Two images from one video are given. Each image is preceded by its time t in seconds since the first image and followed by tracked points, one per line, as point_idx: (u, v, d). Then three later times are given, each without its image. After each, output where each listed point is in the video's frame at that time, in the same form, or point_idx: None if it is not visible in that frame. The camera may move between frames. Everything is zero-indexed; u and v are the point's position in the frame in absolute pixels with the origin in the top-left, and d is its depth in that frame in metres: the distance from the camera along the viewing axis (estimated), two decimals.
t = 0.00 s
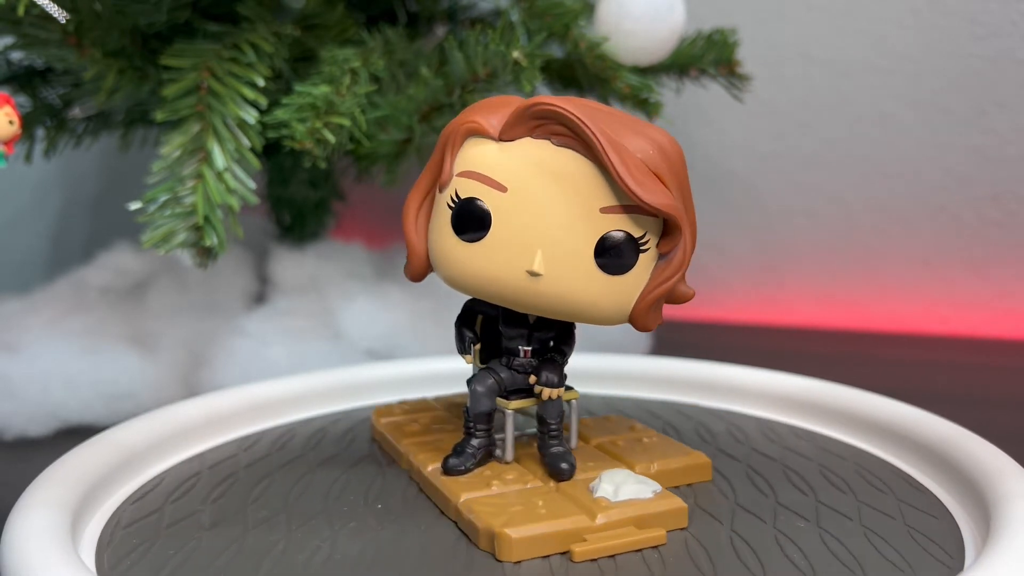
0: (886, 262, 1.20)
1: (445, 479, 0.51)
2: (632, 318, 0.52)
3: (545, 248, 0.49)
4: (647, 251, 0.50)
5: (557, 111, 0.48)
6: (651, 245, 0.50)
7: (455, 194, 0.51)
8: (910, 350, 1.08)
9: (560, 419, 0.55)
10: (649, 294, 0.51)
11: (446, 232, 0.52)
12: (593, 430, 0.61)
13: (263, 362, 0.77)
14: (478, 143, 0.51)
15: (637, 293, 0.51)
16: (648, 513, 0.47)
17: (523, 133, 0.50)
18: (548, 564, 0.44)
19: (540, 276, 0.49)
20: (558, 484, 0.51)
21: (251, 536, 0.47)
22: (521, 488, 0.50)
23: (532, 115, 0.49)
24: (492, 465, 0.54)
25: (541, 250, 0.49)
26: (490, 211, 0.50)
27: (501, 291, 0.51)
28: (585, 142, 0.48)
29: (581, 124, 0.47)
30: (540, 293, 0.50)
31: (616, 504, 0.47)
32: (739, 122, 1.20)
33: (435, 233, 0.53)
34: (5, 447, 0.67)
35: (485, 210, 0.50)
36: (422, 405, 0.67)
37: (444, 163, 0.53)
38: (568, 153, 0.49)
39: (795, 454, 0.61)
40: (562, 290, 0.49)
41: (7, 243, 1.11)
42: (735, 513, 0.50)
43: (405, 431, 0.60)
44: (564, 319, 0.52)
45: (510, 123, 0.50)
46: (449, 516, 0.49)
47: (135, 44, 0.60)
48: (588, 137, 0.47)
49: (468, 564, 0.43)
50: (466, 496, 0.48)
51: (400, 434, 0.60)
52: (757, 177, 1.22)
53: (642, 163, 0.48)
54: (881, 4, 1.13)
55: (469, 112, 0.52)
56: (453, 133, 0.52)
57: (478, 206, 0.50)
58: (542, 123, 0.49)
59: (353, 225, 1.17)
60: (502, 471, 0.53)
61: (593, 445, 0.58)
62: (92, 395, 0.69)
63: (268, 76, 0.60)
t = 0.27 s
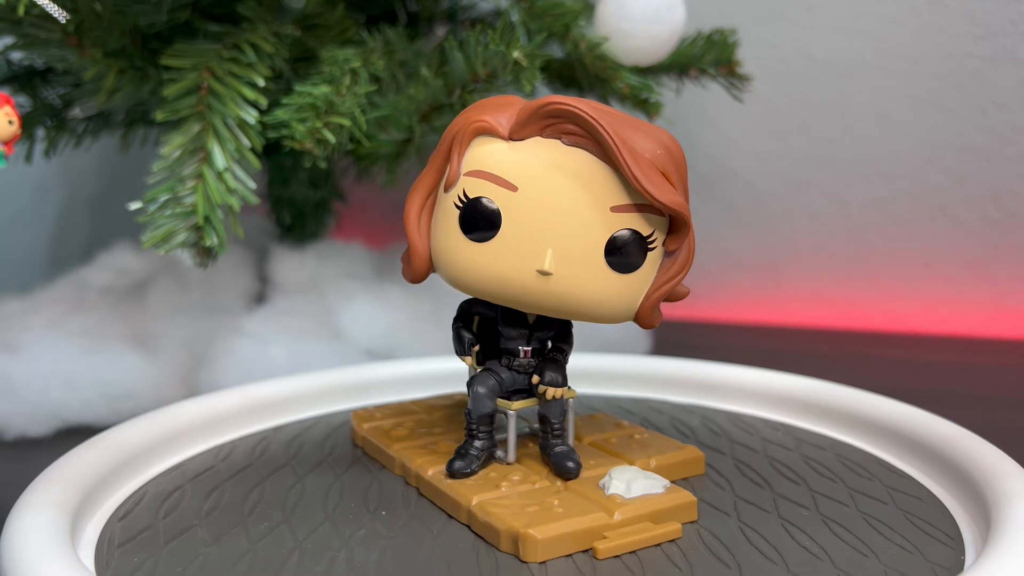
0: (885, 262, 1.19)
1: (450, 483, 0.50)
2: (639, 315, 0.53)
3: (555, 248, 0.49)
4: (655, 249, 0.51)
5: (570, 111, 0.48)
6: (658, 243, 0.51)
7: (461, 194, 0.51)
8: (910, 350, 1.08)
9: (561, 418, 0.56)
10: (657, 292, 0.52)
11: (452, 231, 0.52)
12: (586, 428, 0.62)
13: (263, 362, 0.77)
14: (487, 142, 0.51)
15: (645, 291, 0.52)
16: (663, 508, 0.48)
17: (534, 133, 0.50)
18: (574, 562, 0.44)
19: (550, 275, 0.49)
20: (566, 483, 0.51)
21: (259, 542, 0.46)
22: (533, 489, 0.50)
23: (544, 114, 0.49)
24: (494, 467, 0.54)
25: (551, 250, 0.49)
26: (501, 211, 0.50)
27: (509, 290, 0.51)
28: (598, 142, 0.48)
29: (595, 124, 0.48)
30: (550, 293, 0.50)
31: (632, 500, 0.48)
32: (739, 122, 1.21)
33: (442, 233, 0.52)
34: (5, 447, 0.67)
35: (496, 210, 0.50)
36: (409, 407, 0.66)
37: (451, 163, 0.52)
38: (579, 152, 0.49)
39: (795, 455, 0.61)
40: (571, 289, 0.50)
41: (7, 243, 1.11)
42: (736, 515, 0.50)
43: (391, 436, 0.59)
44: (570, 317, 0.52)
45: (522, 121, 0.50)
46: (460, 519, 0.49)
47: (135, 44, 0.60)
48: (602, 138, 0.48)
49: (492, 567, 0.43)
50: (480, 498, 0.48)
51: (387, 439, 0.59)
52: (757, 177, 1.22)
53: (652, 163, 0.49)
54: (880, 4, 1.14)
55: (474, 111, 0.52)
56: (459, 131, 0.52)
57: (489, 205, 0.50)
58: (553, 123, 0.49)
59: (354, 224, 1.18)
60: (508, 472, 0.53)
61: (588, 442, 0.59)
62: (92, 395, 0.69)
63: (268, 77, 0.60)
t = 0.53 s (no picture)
0: (885, 262, 1.19)
1: (453, 486, 0.50)
2: (640, 313, 0.53)
3: (558, 249, 0.49)
4: (657, 249, 0.51)
5: (575, 111, 0.48)
6: (661, 241, 0.51)
7: (462, 194, 0.51)
8: (910, 350, 1.08)
9: (562, 417, 0.56)
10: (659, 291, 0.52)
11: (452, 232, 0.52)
12: (583, 427, 0.62)
13: (263, 362, 0.77)
14: (490, 142, 0.51)
15: (647, 290, 0.52)
16: (668, 506, 0.48)
17: (537, 133, 0.50)
18: (583, 561, 0.44)
19: (553, 275, 0.49)
20: (569, 483, 0.51)
21: (262, 544, 0.46)
22: (537, 490, 0.50)
23: (547, 114, 0.49)
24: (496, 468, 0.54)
25: (555, 250, 0.49)
26: (504, 211, 0.50)
27: (511, 290, 0.51)
28: (603, 142, 0.48)
29: (600, 124, 0.48)
30: (553, 292, 0.50)
31: (638, 499, 0.48)
32: (739, 122, 1.21)
33: (445, 233, 0.52)
34: (5, 447, 0.67)
35: (500, 210, 0.50)
36: (406, 409, 0.66)
37: (452, 163, 0.51)
38: (582, 152, 0.49)
39: (795, 455, 0.61)
40: (574, 289, 0.50)
41: (7, 243, 1.11)
42: (735, 514, 0.50)
43: (388, 438, 0.59)
44: (571, 317, 0.52)
45: (526, 121, 0.50)
46: (466, 521, 0.48)
47: (135, 44, 0.60)
48: (607, 137, 0.48)
49: (501, 568, 0.43)
50: (486, 499, 0.48)
51: (383, 441, 0.59)
52: (756, 177, 1.22)
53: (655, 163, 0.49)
54: (880, 4, 1.14)
55: (476, 110, 0.52)
56: (460, 130, 0.51)
57: (492, 205, 0.50)
58: (557, 123, 0.49)
59: (354, 224, 1.17)
60: (510, 472, 0.53)
61: (587, 442, 0.59)
62: (92, 395, 0.69)
63: (268, 76, 0.60)
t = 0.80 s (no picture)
0: (885, 262, 1.19)
1: (453, 486, 0.50)
2: (641, 314, 0.53)
3: (558, 249, 0.49)
4: (657, 249, 0.51)
5: (576, 111, 0.48)
6: (661, 242, 0.51)
7: (462, 194, 0.51)
8: (910, 350, 1.08)
9: (562, 418, 0.56)
10: (659, 292, 0.52)
11: (452, 231, 0.52)
12: (583, 428, 0.63)
13: (263, 362, 0.77)
14: (491, 142, 0.51)
15: (648, 290, 0.52)
16: (668, 506, 0.48)
17: (538, 133, 0.50)
18: (583, 561, 0.44)
19: (553, 276, 0.49)
20: (569, 483, 0.51)
21: (262, 544, 0.46)
22: (538, 490, 0.50)
23: (548, 114, 0.49)
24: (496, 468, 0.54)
25: (554, 250, 0.49)
26: (504, 211, 0.50)
27: (511, 290, 0.51)
28: (604, 143, 0.48)
29: (601, 125, 0.48)
30: (553, 293, 0.50)
31: (637, 500, 0.48)
32: (739, 122, 1.21)
33: (445, 233, 0.52)
34: (5, 447, 0.67)
35: (500, 210, 0.50)
36: (406, 408, 0.66)
37: (453, 163, 0.51)
38: (583, 152, 0.49)
39: (795, 455, 0.61)
40: (573, 289, 0.50)
41: (7, 243, 1.11)
42: (734, 514, 0.50)
43: (388, 438, 0.59)
44: (571, 317, 0.52)
45: (526, 121, 0.50)
46: (465, 521, 0.48)
47: (135, 44, 0.60)
48: (608, 138, 0.48)
49: (501, 569, 0.43)
50: (486, 500, 0.48)
51: (383, 442, 0.59)
52: (756, 177, 1.22)
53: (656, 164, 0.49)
54: (880, 4, 1.14)
55: (476, 110, 0.52)
56: (461, 131, 0.51)
57: (493, 206, 0.50)
58: (558, 123, 0.49)
59: (353, 224, 1.17)
60: (510, 472, 0.53)
61: (587, 442, 0.59)
62: (92, 395, 0.69)
63: (268, 76, 0.60)
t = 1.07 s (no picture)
0: (885, 261, 1.19)
1: (453, 486, 0.50)
2: (641, 313, 0.53)
3: (558, 249, 0.49)
4: (657, 250, 0.51)
5: (576, 111, 0.48)
6: (661, 242, 0.51)
7: (462, 194, 0.51)
8: (910, 350, 1.08)
9: (562, 418, 0.56)
10: (658, 292, 0.52)
11: (452, 232, 0.51)
12: (583, 427, 0.63)
13: (263, 362, 0.77)
14: (490, 142, 0.51)
15: (650, 290, 0.52)
16: (668, 506, 0.48)
17: (537, 133, 0.50)
18: (583, 561, 0.44)
19: (553, 276, 0.49)
20: (569, 483, 0.51)
21: (260, 543, 0.46)
22: (538, 490, 0.50)
23: (548, 114, 0.49)
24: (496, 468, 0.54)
25: (554, 250, 0.49)
26: (504, 211, 0.50)
27: (511, 290, 0.51)
28: (604, 143, 0.48)
29: (601, 125, 0.48)
30: (553, 293, 0.50)
31: (637, 500, 0.48)
32: (739, 122, 1.21)
33: (445, 233, 0.52)
34: (5, 447, 0.67)
35: (500, 210, 0.50)
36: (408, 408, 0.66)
37: (452, 163, 0.51)
38: (582, 152, 0.49)
39: (795, 455, 0.61)
40: (574, 289, 0.50)
41: (7, 243, 1.11)
42: (734, 515, 0.50)
43: (388, 438, 0.59)
44: (571, 317, 0.52)
45: (526, 122, 0.50)
46: (465, 521, 0.48)
47: (135, 44, 0.60)
48: (607, 138, 0.48)
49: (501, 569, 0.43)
50: (485, 500, 0.48)
51: (383, 442, 0.59)
52: (756, 177, 1.22)
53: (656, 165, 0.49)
54: (881, 4, 1.14)
55: (475, 110, 0.52)
56: (460, 131, 0.51)
57: (492, 206, 0.50)
58: (557, 123, 0.49)
59: (353, 224, 1.17)
60: (509, 472, 0.53)
61: (586, 442, 0.59)
62: (92, 395, 0.69)
63: (268, 76, 0.60)
